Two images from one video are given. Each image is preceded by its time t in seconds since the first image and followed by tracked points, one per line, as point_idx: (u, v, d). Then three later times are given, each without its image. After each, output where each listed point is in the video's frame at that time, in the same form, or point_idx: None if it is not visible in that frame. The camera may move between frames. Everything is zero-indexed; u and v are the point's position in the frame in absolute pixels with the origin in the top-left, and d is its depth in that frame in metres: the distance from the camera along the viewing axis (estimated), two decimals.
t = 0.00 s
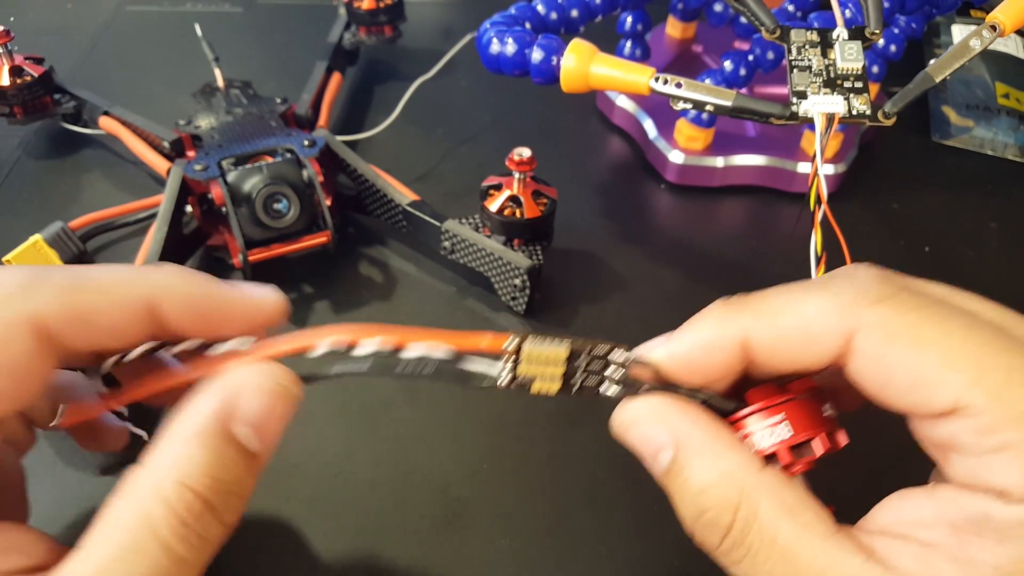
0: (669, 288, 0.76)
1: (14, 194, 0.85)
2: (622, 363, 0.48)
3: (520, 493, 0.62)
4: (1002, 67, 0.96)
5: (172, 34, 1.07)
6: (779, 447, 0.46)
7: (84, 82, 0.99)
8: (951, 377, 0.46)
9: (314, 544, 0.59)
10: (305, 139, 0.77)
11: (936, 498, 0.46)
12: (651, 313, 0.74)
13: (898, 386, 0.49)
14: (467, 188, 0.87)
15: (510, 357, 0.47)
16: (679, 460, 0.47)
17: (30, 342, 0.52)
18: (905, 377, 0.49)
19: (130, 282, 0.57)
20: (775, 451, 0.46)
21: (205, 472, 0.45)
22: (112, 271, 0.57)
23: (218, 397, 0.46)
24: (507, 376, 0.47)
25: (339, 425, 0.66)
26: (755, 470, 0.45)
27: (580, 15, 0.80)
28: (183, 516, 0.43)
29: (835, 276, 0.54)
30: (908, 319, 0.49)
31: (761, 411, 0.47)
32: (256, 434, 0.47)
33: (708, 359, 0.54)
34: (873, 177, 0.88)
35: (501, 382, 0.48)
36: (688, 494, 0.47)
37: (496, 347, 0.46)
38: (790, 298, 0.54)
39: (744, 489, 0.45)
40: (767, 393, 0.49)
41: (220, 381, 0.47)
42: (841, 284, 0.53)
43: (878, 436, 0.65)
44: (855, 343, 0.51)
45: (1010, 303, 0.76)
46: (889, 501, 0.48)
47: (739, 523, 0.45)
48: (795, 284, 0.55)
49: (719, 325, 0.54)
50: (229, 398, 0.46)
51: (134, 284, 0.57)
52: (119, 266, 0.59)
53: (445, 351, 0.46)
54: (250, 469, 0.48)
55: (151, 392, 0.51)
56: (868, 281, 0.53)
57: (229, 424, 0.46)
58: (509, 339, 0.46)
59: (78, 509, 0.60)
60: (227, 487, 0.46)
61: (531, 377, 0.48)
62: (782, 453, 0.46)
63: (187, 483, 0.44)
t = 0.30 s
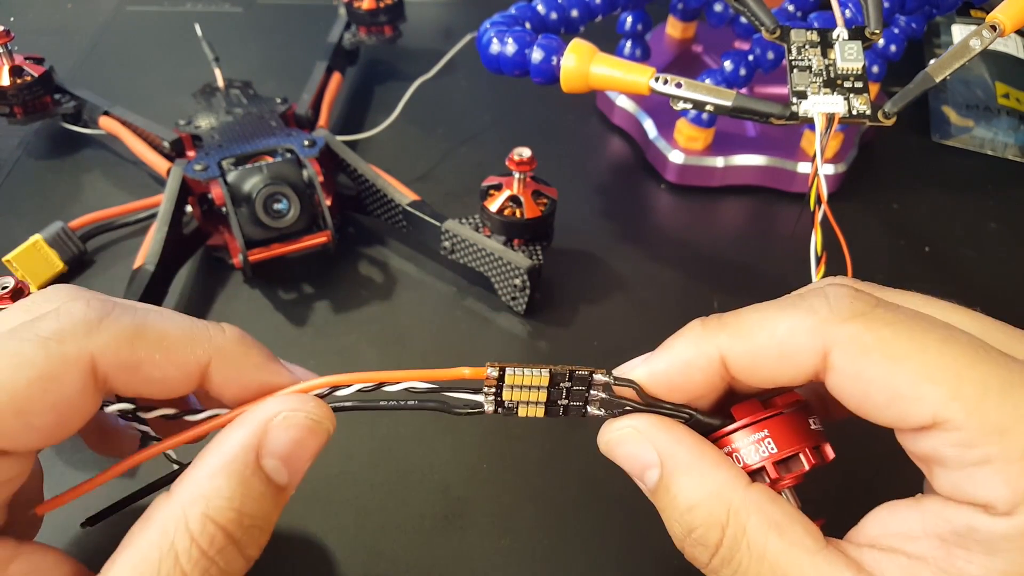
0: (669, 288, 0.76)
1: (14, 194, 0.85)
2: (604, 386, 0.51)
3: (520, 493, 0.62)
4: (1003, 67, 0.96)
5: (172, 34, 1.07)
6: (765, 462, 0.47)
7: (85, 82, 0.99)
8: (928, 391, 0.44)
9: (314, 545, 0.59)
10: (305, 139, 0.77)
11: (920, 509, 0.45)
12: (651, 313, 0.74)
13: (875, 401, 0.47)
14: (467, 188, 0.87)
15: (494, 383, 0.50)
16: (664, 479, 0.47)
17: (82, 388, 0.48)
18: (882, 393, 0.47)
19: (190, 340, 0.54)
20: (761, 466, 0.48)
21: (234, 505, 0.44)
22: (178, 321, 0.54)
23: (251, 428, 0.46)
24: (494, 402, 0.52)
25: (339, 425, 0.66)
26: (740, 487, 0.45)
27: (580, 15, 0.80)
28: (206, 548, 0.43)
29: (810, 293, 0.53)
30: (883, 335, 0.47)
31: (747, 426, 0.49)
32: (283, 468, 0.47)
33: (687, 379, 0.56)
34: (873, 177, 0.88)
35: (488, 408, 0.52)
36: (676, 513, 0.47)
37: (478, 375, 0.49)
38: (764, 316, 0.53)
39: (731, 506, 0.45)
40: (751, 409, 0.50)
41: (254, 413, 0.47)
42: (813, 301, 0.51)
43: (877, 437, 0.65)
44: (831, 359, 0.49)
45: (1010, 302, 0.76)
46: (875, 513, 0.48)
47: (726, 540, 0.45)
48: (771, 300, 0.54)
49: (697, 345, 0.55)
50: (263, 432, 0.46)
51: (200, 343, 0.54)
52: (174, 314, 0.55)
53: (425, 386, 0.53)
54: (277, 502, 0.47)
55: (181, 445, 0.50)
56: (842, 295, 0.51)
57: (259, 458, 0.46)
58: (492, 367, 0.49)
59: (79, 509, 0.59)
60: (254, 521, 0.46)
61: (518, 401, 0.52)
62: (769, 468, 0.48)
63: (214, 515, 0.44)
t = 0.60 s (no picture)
0: (669, 288, 0.76)
1: (14, 194, 0.85)
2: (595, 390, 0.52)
3: (520, 493, 0.62)
4: (1003, 67, 0.96)
5: (172, 34, 1.07)
6: (756, 467, 0.47)
7: (85, 82, 0.99)
8: (910, 395, 0.44)
9: (314, 545, 0.59)
10: (305, 139, 0.77)
11: (906, 512, 0.45)
12: (651, 313, 0.74)
13: (860, 407, 0.47)
14: (467, 188, 0.87)
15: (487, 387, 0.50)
16: (655, 483, 0.48)
17: (88, 378, 0.50)
18: (865, 398, 0.46)
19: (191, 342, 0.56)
20: (751, 471, 0.48)
21: (242, 508, 0.44)
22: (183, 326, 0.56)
23: (252, 431, 0.46)
24: (488, 408, 0.52)
25: (339, 424, 0.66)
26: (729, 492, 0.45)
27: (580, 15, 0.80)
28: (216, 552, 0.43)
29: (796, 300, 0.52)
30: (866, 340, 0.47)
31: (738, 430, 0.49)
32: (288, 468, 0.47)
33: (675, 384, 0.56)
34: (873, 177, 0.88)
35: (481, 414, 0.52)
36: (668, 516, 0.47)
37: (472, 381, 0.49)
38: (750, 322, 0.53)
39: (719, 511, 0.45)
40: (741, 413, 0.50)
41: (253, 417, 0.47)
42: (799, 308, 0.51)
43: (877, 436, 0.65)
44: (816, 366, 0.49)
45: (1009, 302, 0.76)
46: (864, 517, 0.48)
47: (716, 544, 0.46)
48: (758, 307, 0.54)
49: (685, 351, 0.55)
50: (265, 434, 0.46)
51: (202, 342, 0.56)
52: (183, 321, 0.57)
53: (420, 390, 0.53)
54: (284, 504, 0.47)
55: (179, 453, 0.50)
56: (827, 302, 0.51)
57: (262, 459, 0.46)
58: (485, 372, 0.49)
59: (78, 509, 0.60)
60: (264, 524, 0.45)
61: (511, 405, 0.52)
62: (759, 472, 0.48)
63: (223, 520, 0.43)
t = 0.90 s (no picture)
0: (669, 288, 0.76)
1: (14, 194, 0.85)
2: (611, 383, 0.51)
3: (520, 494, 0.62)
4: (1003, 67, 0.96)
5: (172, 34, 1.07)
6: (775, 474, 0.47)
7: (85, 82, 0.99)
8: (944, 402, 0.44)
9: (314, 545, 0.59)
10: (305, 139, 0.77)
11: (932, 527, 0.44)
12: (651, 313, 0.74)
13: (890, 411, 0.48)
14: (467, 188, 0.87)
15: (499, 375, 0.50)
16: (672, 484, 0.48)
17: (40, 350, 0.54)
18: (896, 402, 0.47)
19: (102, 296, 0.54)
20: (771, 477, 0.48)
21: (160, 482, 0.43)
22: (96, 280, 0.55)
23: (169, 402, 0.45)
24: (501, 396, 0.52)
25: (339, 424, 0.66)
26: (749, 498, 0.45)
27: (580, 15, 0.80)
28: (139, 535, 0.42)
29: (825, 299, 0.53)
30: (899, 343, 0.48)
31: (759, 434, 0.49)
32: (210, 439, 0.46)
33: (695, 382, 0.55)
34: (873, 178, 0.88)
35: (492, 402, 0.51)
36: (683, 520, 0.48)
37: (484, 368, 0.49)
38: (779, 321, 0.53)
39: (738, 518, 0.45)
40: (762, 416, 0.50)
41: (171, 386, 0.46)
42: (828, 308, 0.52)
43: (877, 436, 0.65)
44: (845, 366, 0.50)
45: (1009, 302, 0.76)
46: (885, 525, 0.47)
47: (733, 551, 0.45)
48: (784, 307, 0.55)
49: (707, 348, 0.55)
50: (184, 404, 0.46)
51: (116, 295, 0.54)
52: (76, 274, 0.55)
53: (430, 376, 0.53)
54: (208, 476, 0.47)
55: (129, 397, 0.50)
56: (858, 305, 0.51)
57: (182, 430, 0.45)
58: (497, 360, 0.49)
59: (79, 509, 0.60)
60: (186, 496, 0.45)
61: (523, 395, 0.51)
62: (778, 479, 0.47)
63: (139, 500, 0.42)
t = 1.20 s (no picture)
0: (669, 288, 0.76)
1: (13, 193, 0.85)
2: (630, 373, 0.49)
3: (519, 495, 0.61)
4: (1004, 67, 0.96)
5: (171, 33, 1.06)
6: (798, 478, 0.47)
7: (84, 82, 0.99)
8: (933, 385, 0.45)
9: (314, 545, 0.59)
10: (305, 139, 0.77)
11: (914, 527, 0.45)
12: (652, 313, 0.74)
13: (880, 389, 0.48)
14: (467, 188, 0.86)
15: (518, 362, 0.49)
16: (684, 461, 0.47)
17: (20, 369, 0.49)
18: (886, 381, 0.47)
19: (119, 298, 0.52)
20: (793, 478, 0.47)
21: (173, 461, 0.49)
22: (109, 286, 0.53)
23: (190, 393, 0.49)
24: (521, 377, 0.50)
25: (339, 424, 0.66)
26: (761, 483, 0.45)
27: (580, 14, 0.79)
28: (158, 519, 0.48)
29: (829, 276, 0.54)
30: (893, 322, 0.48)
31: (792, 438, 0.47)
32: (221, 426, 0.51)
33: (708, 362, 0.55)
34: (874, 178, 0.88)
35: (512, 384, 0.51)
36: (692, 497, 0.47)
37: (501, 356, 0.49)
38: (778, 297, 0.54)
39: (746, 499, 0.45)
40: (795, 419, 0.48)
41: (196, 376, 0.50)
42: (830, 285, 0.52)
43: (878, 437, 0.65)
44: (843, 341, 0.50)
45: (1011, 302, 0.75)
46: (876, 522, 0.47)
47: (739, 531, 0.45)
48: (786, 284, 0.55)
49: (709, 327, 0.55)
50: (201, 395, 0.49)
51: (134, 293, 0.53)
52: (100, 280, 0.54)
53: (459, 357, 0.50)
54: (214, 453, 0.52)
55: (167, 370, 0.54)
56: (861, 281, 0.52)
57: (198, 417, 0.50)
58: (516, 349, 0.48)
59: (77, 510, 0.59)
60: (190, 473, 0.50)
61: (540, 380, 0.50)
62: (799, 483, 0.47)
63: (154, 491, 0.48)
